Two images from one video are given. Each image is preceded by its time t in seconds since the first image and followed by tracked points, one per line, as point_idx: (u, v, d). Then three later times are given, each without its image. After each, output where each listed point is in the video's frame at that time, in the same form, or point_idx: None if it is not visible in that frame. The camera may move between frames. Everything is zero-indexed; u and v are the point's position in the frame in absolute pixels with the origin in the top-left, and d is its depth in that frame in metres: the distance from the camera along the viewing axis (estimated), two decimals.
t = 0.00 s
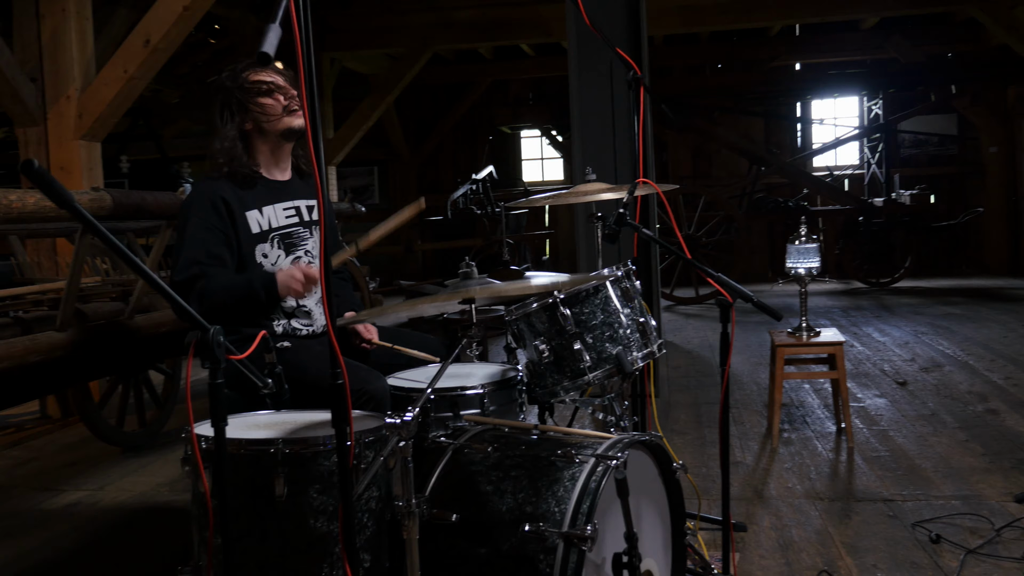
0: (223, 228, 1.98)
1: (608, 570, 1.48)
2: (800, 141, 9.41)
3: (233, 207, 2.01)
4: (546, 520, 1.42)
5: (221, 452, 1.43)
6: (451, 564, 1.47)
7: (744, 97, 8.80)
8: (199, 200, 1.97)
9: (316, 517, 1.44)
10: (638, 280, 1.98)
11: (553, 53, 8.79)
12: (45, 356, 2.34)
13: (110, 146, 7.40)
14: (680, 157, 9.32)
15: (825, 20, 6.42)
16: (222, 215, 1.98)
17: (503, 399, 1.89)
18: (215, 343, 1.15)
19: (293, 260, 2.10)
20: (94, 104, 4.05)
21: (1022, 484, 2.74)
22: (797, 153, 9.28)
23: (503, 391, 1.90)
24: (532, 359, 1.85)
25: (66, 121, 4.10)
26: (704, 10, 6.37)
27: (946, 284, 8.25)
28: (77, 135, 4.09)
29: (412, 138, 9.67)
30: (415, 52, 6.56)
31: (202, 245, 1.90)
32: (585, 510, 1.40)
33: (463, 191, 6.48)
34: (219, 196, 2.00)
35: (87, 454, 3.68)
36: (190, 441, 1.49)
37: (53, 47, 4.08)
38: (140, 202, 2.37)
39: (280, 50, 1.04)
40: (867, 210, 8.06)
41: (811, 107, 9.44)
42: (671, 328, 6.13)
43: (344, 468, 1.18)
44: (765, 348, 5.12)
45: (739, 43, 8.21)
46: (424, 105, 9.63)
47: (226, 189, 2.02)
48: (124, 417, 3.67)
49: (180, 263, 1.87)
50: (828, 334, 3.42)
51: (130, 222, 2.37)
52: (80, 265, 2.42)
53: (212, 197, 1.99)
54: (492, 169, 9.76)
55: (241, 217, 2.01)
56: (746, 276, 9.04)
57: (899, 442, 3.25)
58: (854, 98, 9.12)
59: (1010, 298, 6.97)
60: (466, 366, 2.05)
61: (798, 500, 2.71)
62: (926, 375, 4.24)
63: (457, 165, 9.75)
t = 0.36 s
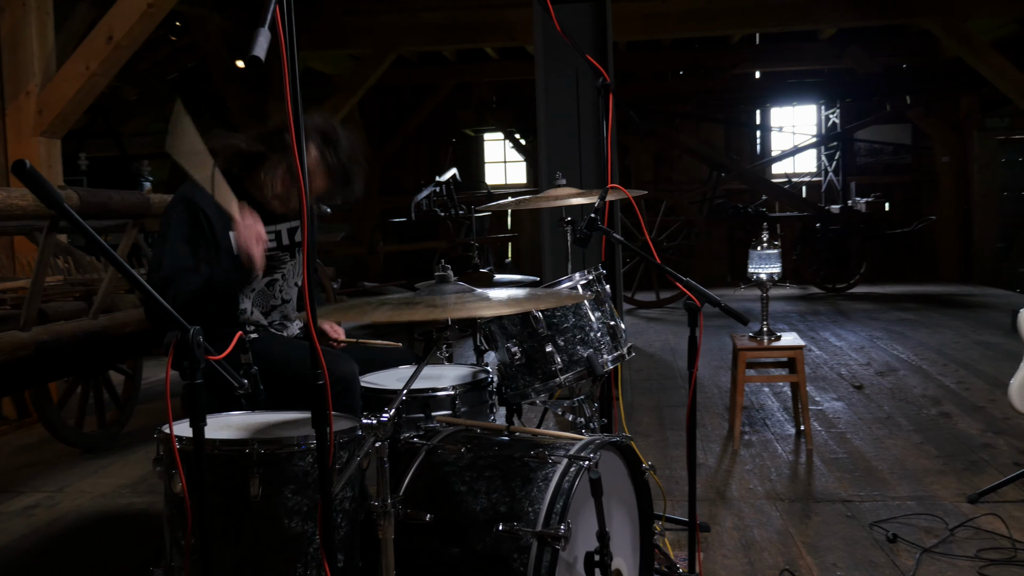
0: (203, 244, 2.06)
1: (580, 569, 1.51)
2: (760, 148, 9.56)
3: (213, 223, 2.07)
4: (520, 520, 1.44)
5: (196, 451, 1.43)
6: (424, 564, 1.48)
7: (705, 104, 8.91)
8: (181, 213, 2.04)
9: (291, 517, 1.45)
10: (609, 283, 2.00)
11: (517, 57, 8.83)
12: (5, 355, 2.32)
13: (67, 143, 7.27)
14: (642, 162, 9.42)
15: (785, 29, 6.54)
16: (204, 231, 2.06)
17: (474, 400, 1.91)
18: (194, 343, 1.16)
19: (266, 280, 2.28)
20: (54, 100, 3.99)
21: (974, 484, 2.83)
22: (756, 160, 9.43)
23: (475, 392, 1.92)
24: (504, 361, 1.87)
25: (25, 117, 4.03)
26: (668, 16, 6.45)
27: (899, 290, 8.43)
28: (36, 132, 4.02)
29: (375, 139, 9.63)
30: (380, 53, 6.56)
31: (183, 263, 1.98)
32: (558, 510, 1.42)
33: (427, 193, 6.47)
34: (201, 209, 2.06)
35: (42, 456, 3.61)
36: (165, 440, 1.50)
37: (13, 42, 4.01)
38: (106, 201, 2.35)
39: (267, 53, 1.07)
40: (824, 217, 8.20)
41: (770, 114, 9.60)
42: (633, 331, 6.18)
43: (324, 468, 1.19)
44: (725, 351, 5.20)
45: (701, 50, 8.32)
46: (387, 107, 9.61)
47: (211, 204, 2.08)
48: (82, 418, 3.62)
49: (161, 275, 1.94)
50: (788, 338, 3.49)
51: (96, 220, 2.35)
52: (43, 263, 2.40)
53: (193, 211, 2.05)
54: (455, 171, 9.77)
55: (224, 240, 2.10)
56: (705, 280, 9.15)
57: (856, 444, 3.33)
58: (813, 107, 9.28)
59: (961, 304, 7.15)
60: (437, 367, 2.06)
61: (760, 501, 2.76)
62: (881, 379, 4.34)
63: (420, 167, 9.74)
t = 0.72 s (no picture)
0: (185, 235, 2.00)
1: (560, 561, 1.56)
2: (724, 154, 9.71)
3: (193, 212, 2.01)
4: (503, 513, 1.48)
5: (185, 446, 1.46)
6: (409, 557, 1.52)
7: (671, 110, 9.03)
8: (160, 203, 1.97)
9: (278, 511, 1.48)
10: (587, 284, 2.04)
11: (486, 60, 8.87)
12: None
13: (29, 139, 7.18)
14: (609, 166, 9.51)
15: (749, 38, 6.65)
16: (182, 218, 2.00)
17: (454, 399, 1.96)
18: (194, 339, 1.19)
19: (246, 272, 2.21)
20: (24, 96, 3.96)
21: (931, 482, 2.93)
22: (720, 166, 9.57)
23: (454, 391, 1.96)
24: (484, 360, 1.91)
25: None
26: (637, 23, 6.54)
27: (859, 295, 8.61)
28: (5, 128, 3.98)
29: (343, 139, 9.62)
30: (350, 54, 6.57)
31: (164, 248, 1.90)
32: (540, 504, 1.47)
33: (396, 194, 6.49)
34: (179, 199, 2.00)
35: (8, 455, 3.58)
36: (155, 435, 1.54)
37: None
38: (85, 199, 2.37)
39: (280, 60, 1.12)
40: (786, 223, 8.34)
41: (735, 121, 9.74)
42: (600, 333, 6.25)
43: (317, 460, 1.23)
44: (691, 353, 5.28)
45: (668, 56, 8.43)
46: (355, 108, 9.60)
47: (189, 193, 2.03)
48: (51, 417, 3.59)
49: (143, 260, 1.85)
50: (753, 340, 3.57)
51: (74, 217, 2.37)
52: (20, 259, 2.42)
53: (172, 200, 1.99)
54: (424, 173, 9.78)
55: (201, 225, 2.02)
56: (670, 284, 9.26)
57: (819, 444, 3.42)
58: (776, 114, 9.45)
59: (918, 309, 7.32)
60: (416, 367, 2.10)
61: (727, 499, 2.83)
62: (842, 381, 4.45)
63: (388, 169, 9.73)
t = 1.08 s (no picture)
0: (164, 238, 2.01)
1: (542, 555, 1.62)
2: (690, 159, 9.85)
3: (171, 215, 2.02)
4: (487, 508, 1.54)
5: (178, 442, 1.49)
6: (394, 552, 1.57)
7: (637, 115, 9.15)
8: (136, 208, 1.97)
9: (267, 507, 1.52)
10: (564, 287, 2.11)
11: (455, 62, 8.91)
12: None
13: None
14: (577, 169, 9.60)
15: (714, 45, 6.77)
16: (160, 220, 2.00)
17: (435, 398, 2.01)
18: (193, 337, 1.23)
19: (225, 266, 2.15)
20: None
21: (889, 480, 3.03)
22: (686, 170, 9.71)
23: (435, 391, 2.01)
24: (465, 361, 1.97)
25: None
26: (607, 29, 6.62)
27: (820, 299, 8.79)
28: None
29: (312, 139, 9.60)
30: (321, 54, 6.59)
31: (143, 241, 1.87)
32: (523, 499, 1.53)
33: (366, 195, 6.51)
34: (156, 203, 2.00)
35: None
36: (145, 433, 1.56)
37: None
38: (64, 198, 2.38)
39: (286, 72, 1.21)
40: (750, 227, 8.49)
41: (700, 127, 9.90)
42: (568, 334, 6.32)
43: (313, 455, 1.27)
44: (658, 355, 5.38)
45: (635, 61, 8.54)
46: (324, 108, 9.59)
47: (165, 197, 2.03)
48: (20, 416, 3.57)
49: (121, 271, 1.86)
50: (720, 342, 3.66)
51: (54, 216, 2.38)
52: None
53: (149, 204, 1.99)
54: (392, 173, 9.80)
55: (180, 224, 2.03)
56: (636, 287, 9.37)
57: (783, 444, 3.52)
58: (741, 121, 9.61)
59: (877, 313, 7.49)
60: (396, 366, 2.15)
61: (695, 496, 2.91)
62: (804, 383, 4.56)
63: (356, 169, 9.73)
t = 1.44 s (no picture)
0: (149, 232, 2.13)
1: (516, 548, 1.68)
2: (654, 162, 9.99)
3: (157, 208, 2.15)
4: (465, 503, 1.60)
5: (164, 440, 1.53)
6: (373, 546, 1.62)
7: (603, 119, 9.25)
8: (126, 199, 2.12)
9: (251, 502, 1.56)
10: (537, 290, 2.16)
11: (422, 64, 8.94)
12: None
13: None
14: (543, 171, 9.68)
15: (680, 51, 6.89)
16: (145, 214, 2.12)
17: (411, 397, 2.06)
18: (187, 338, 1.30)
19: (208, 267, 2.22)
20: None
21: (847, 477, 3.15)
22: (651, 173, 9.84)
23: (411, 390, 2.06)
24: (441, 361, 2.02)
25: None
26: (575, 34, 6.72)
27: (781, 301, 8.96)
28: None
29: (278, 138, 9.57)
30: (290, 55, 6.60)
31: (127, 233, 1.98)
32: (500, 494, 1.59)
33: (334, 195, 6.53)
34: (145, 196, 2.14)
35: None
36: (130, 431, 1.59)
37: None
38: (42, 198, 2.40)
39: (287, 93, 1.27)
40: (714, 230, 8.64)
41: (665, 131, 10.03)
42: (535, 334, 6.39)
43: (301, 452, 1.32)
44: (623, 355, 5.47)
45: (601, 65, 8.64)
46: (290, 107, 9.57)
47: (155, 192, 2.17)
48: None
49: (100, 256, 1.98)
50: (685, 343, 3.75)
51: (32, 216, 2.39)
52: None
53: (138, 197, 2.13)
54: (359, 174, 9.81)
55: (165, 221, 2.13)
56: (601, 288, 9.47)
57: (745, 442, 3.62)
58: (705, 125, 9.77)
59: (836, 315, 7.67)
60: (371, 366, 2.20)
61: (660, 493, 2.99)
62: (765, 383, 4.68)
63: (323, 169, 9.72)
